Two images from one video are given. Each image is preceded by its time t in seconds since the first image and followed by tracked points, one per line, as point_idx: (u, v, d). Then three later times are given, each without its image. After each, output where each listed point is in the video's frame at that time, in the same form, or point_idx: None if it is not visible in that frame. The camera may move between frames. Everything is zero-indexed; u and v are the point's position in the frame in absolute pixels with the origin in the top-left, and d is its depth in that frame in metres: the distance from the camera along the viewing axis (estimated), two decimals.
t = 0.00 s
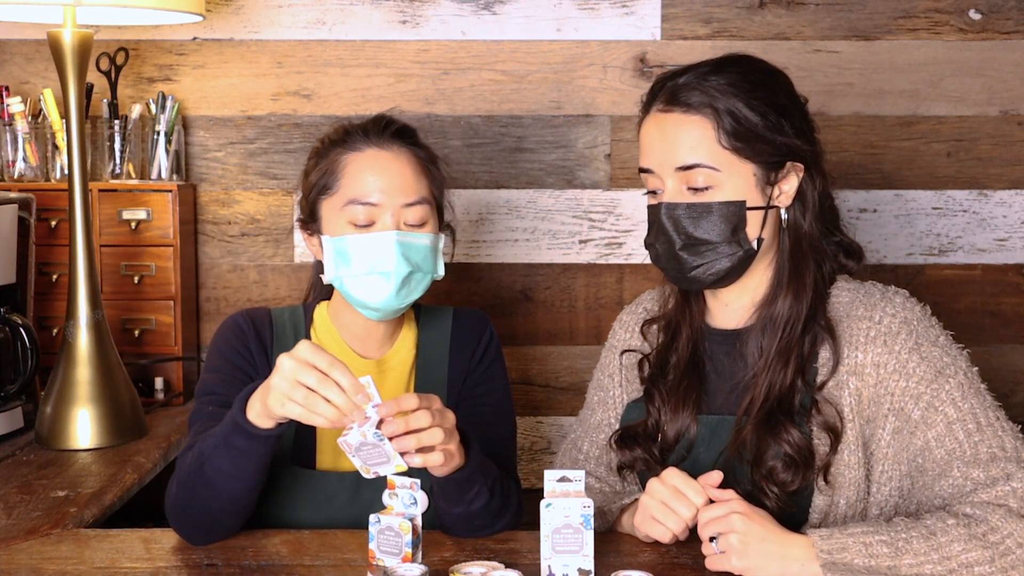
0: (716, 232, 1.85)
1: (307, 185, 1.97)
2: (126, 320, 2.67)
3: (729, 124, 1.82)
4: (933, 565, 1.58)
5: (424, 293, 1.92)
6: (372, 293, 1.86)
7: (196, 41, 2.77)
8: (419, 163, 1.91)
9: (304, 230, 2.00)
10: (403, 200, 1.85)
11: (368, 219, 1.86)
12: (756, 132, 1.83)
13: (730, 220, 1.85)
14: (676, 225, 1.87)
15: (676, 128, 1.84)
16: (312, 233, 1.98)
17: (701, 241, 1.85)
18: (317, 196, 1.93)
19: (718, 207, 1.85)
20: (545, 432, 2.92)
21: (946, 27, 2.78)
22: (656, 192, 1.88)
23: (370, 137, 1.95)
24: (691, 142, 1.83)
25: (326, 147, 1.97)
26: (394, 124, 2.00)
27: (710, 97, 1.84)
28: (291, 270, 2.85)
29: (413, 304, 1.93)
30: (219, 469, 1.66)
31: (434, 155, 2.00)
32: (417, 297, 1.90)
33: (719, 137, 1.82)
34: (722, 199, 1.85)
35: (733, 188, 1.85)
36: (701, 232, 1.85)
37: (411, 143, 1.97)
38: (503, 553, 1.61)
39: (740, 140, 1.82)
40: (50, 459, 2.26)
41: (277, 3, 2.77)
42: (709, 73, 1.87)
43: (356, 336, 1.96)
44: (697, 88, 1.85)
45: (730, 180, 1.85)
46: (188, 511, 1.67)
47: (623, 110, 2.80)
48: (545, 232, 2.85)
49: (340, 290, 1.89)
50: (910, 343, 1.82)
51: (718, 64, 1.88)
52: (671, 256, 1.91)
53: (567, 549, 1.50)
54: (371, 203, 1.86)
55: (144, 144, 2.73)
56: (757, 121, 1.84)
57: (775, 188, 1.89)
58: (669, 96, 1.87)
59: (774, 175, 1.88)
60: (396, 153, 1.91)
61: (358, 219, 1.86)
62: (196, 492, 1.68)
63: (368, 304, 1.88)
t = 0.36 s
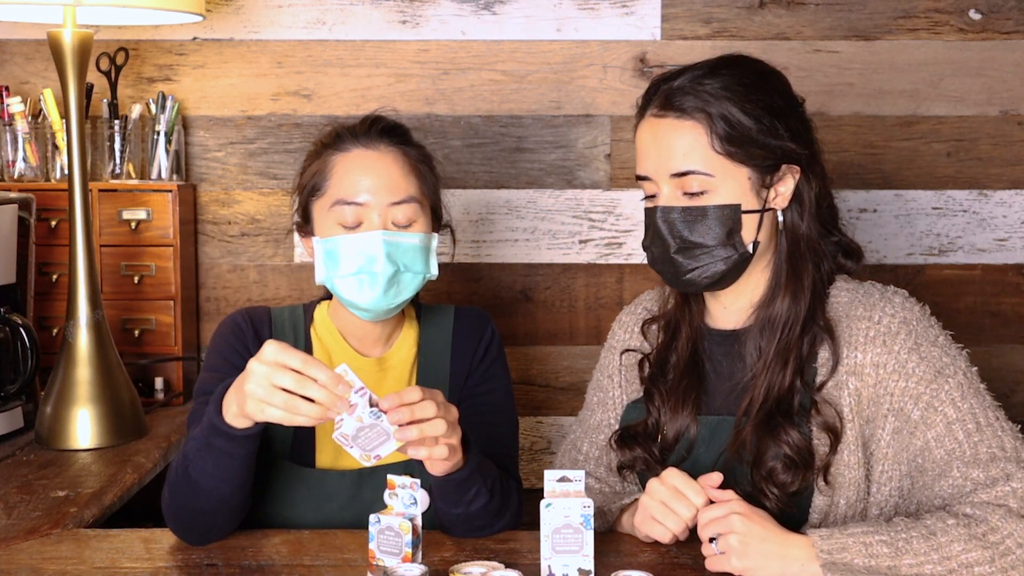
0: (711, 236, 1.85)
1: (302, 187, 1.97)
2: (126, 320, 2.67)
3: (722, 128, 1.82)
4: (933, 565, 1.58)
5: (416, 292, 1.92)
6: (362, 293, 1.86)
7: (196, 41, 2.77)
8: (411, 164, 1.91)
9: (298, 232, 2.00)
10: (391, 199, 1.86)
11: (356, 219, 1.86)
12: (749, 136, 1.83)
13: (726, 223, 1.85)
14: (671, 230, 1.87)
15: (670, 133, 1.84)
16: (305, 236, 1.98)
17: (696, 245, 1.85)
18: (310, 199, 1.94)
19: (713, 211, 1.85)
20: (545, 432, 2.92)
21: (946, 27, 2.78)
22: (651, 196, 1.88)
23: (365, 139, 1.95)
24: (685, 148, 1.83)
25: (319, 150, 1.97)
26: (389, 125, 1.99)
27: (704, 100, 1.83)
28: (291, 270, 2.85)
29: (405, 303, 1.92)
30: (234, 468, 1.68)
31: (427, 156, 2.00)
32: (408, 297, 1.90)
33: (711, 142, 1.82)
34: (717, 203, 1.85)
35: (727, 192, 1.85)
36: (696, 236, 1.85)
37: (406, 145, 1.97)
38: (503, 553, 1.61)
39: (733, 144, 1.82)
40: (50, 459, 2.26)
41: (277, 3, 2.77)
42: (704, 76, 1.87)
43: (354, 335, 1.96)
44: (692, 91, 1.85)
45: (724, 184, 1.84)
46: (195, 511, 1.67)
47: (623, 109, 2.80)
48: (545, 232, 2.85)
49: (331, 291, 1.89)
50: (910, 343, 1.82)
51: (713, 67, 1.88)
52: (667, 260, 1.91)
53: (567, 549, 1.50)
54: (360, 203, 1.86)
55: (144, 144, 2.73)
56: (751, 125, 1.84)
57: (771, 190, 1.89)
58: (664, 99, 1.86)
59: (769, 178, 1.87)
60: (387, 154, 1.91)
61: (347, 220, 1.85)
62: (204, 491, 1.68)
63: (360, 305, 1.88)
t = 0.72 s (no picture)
0: (705, 244, 1.85)
1: (296, 191, 1.97)
2: (126, 320, 2.67)
3: (714, 135, 1.80)
4: (933, 565, 1.58)
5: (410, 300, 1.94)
6: (362, 301, 1.87)
7: (196, 41, 2.77)
8: (408, 170, 1.91)
9: (291, 234, 2.00)
10: (396, 211, 1.86)
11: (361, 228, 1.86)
12: (743, 142, 1.82)
13: (720, 230, 1.85)
14: (665, 237, 1.86)
15: (664, 139, 1.83)
16: (299, 239, 1.98)
17: (690, 252, 1.86)
18: (307, 204, 1.93)
19: (708, 218, 1.85)
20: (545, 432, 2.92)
21: (946, 27, 2.78)
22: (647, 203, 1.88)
23: (360, 143, 1.94)
24: (680, 154, 1.82)
25: (312, 153, 1.96)
26: (382, 129, 1.98)
27: (699, 106, 1.82)
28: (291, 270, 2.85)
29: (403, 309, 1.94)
30: (258, 493, 1.56)
31: (422, 160, 1.99)
32: (406, 304, 1.91)
33: (705, 151, 1.81)
34: (712, 210, 1.85)
35: (723, 199, 1.85)
36: (691, 243, 1.85)
37: (401, 148, 1.96)
38: (503, 552, 1.61)
39: (727, 151, 1.81)
40: (50, 459, 2.26)
41: (277, 3, 2.76)
42: (697, 81, 1.85)
43: (342, 338, 1.96)
44: (685, 99, 1.83)
45: (719, 192, 1.84)
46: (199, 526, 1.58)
47: (623, 109, 2.80)
48: (545, 233, 2.85)
49: (328, 297, 1.89)
50: (907, 343, 1.82)
51: (706, 72, 1.86)
52: (661, 267, 1.91)
53: (567, 549, 1.50)
54: (365, 214, 1.87)
55: (144, 144, 2.73)
56: (745, 131, 1.82)
57: (765, 197, 1.89)
58: (658, 105, 1.85)
59: (763, 184, 1.87)
60: (385, 159, 1.91)
61: (351, 228, 1.86)
62: (214, 506, 1.57)
63: (357, 311, 1.89)
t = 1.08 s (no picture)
0: (708, 246, 1.85)
1: (294, 190, 1.97)
2: (126, 320, 2.67)
3: (715, 137, 1.80)
4: (933, 565, 1.58)
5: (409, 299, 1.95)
6: (362, 300, 1.87)
7: (196, 41, 2.77)
8: (408, 170, 1.91)
9: (288, 233, 2.00)
10: (397, 210, 1.87)
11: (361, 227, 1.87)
12: (743, 144, 1.82)
13: (722, 232, 1.85)
14: (667, 240, 1.86)
15: (665, 142, 1.83)
16: (297, 238, 1.98)
17: (692, 254, 1.86)
18: (305, 203, 1.93)
19: (710, 221, 1.85)
20: (545, 431, 2.92)
21: (946, 27, 2.78)
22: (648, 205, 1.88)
23: (360, 142, 1.94)
24: (681, 157, 1.82)
25: (311, 152, 1.96)
26: (381, 129, 1.99)
27: (698, 108, 1.82)
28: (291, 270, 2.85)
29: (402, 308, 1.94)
30: (258, 493, 1.56)
31: (421, 162, 2.00)
32: (405, 303, 1.92)
33: (706, 154, 1.81)
34: (714, 213, 1.85)
35: (724, 202, 1.85)
36: (693, 246, 1.85)
37: (401, 149, 1.97)
38: (503, 552, 1.61)
39: (727, 154, 1.81)
40: (50, 459, 2.26)
41: (277, 3, 2.76)
42: (697, 83, 1.85)
43: (338, 339, 1.96)
44: (685, 101, 1.84)
45: (720, 194, 1.84)
46: (199, 526, 1.58)
47: (623, 109, 2.80)
48: (545, 232, 2.85)
49: (327, 296, 1.89)
50: (907, 343, 1.82)
51: (706, 73, 1.86)
52: (664, 270, 1.91)
53: (567, 549, 1.50)
54: (366, 212, 1.87)
55: (144, 144, 2.73)
56: (746, 132, 1.82)
57: (766, 198, 1.89)
58: (658, 107, 1.86)
59: (764, 186, 1.87)
60: (385, 159, 1.91)
61: (352, 226, 1.87)
62: (215, 507, 1.58)
63: (355, 309, 1.88)
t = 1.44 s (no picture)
0: (708, 247, 1.85)
1: (288, 196, 1.97)
2: (126, 320, 2.67)
3: (715, 138, 1.80)
4: (934, 565, 1.58)
5: (410, 300, 1.94)
6: (361, 303, 1.86)
7: (196, 41, 2.77)
8: (403, 171, 1.91)
9: (285, 240, 2.00)
10: (392, 210, 1.86)
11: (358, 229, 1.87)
12: (744, 144, 1.82)
13: (723, 232, 1.85)
14: (668, 239, 1.86)
15: (666, 143, 1.83)
16: (293, 244, 1.98)
17: (693, 255, 1.86)
18: (301, 208, 1.93)
19: (710, 221, 1.85)
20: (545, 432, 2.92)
21: (946, 27, 2.78)
22: (648, 206, 1.88)
23: (351, 145, 1.95)
24: (682, 158, 1.82)
25: (305, 155, 1.97)
26: (371, 130, 1.99)
27: (699, 109, 1.82)
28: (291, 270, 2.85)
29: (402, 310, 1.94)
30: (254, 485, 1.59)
31: (415, 162, 2.00)
32: (406, 305, 1.91)
33: (707, 154, 1.81)
34: (714, 213, 1.85)
35: (725, 202, 1.85)
36: (693, 246, 1.85)
37: (394, 150, 1.97)
38: (503, 552, 1.61)
39: (728, 154, 1.81)
40: (50, 459, 2.26)
41: (277, 3, 2.76)
42: (697, 84, 1.85)
43: (336, 341, 1.95)
44: (685, 101, 1.83)
45: (721, 195, 1.84)
46: (198, 524, 1.60)
47: (623, 110, 2.80)
48: (545, 232, 2.85)
49: (327, 301, 1.89)
50: (907, 343, 1.82)
51: (706, 73, 1.86)
52: (665, 270, 1.91)
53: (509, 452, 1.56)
54: (361, 214, 1.87)
55: (144, 144, 2.73)
56: (746, 133, 1.82)
57: (766, 198, 1.89)
58: (658, 108, 1.86)
59: (765, 186, 1.87)
60: (380, 161, 1.91)
61: (348, 229, 1.87)
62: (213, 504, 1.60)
63: (356, 313, 1.88)
